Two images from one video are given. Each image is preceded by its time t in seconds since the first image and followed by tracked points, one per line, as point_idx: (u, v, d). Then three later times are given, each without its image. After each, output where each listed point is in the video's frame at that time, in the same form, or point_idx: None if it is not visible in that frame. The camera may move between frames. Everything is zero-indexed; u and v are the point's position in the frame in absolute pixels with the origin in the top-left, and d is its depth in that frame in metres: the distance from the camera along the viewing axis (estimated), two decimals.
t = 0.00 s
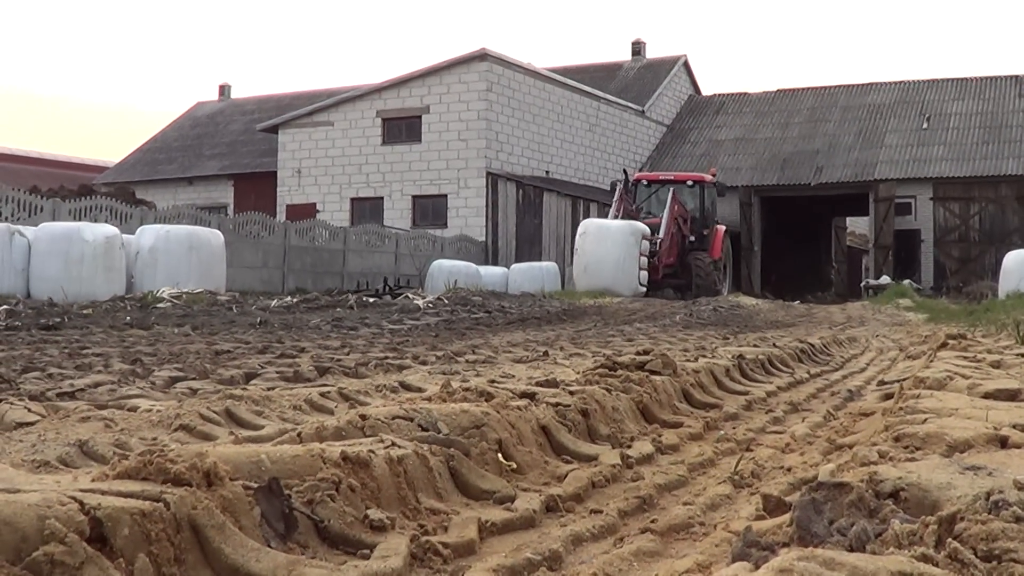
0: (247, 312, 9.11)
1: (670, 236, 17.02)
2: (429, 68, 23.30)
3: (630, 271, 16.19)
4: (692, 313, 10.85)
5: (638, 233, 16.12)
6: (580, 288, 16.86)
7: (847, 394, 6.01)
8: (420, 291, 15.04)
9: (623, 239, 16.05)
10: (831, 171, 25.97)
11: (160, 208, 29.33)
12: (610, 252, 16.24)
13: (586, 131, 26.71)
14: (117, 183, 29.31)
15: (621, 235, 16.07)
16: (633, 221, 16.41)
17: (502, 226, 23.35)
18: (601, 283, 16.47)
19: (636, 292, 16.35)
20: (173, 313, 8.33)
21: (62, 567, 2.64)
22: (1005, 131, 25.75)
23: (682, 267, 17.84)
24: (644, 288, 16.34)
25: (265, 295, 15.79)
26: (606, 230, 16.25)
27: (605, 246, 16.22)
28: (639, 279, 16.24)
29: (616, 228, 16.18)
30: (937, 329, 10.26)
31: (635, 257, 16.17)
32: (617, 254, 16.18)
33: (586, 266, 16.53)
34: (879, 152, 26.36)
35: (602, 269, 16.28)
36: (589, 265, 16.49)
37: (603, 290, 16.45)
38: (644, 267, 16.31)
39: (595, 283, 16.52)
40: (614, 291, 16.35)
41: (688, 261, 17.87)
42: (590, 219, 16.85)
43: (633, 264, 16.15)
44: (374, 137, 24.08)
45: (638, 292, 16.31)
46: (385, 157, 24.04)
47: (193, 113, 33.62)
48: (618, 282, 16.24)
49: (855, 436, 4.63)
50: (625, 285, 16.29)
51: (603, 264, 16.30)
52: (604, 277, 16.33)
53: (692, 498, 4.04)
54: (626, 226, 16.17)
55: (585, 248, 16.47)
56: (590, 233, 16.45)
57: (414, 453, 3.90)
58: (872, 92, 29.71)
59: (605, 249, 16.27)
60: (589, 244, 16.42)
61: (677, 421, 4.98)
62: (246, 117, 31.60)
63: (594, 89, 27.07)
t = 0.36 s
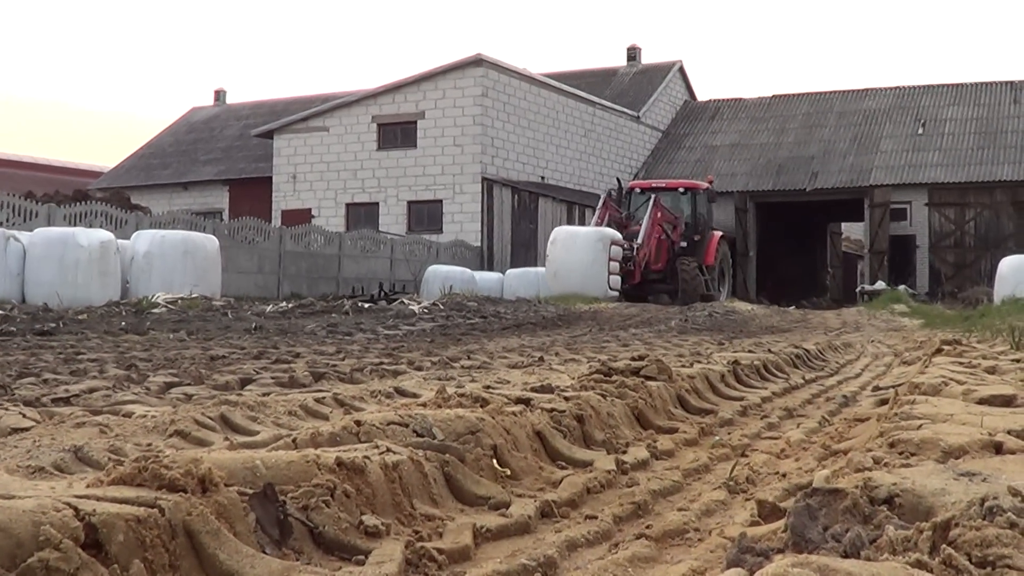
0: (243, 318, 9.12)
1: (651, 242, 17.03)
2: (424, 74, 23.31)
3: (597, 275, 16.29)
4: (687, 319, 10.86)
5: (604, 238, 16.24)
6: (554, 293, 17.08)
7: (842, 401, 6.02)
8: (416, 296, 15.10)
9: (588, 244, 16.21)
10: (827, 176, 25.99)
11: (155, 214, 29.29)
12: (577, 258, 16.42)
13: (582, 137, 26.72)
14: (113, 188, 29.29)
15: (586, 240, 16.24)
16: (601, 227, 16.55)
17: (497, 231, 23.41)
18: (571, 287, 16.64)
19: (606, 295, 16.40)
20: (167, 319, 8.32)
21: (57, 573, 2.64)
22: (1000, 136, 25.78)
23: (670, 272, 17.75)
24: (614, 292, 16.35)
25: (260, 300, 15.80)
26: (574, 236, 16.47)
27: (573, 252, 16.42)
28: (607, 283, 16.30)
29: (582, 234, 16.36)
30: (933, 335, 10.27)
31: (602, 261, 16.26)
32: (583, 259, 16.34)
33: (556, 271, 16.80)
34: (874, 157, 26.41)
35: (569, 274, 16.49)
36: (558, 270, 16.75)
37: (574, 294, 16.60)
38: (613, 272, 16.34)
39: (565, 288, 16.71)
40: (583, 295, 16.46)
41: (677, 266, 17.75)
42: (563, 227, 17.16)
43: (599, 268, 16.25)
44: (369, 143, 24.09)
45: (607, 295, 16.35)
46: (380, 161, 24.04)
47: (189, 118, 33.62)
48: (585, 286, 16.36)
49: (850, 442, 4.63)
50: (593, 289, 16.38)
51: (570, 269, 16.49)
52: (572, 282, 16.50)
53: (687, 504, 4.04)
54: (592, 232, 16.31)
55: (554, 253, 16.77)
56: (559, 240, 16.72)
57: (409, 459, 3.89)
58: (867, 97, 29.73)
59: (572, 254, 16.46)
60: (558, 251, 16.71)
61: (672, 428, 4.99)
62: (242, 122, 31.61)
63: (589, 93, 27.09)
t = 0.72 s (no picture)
0: (242, 319, 9.13)
1: (642, 241, 17.06)
2: (422, 74, 23.34)
3: (581, 272, 16.67)
4: (686, 317, 10.87)
5: (590, 238, 16.63)
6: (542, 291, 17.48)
7: (842, 398, 6.03)
8: (415, 297, 15.16)
9: (573, 243, 16.64)
10: (825, 174, 26.04)
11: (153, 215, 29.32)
12: (562, 256, 16.84)
13: (580, 136, 26.75)
14: (111, 191, 29.35)
15: (570, 240, 16.67)
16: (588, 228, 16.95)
17: (495, 231, 23.40)
18: (557, 285, 17.05)
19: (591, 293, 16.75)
20: (167, 320, 8.31)
21: (59, 571, 2.63)
22: (998, 134, 25.82)
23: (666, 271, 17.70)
24: (599, 290, 16.65)
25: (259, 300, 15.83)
26: (560, 236, 16.91)
27: (559, 252, 16.86)
28: (591, 280, 16.65)
29: (568, 235, 16.80)
30: (932, 333, 10.28)
31: (586, 260, 16.65)
32: (568, 258, 16.75)
33: (544, 270, 17.22)
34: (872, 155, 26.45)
35: (555, 272, 16.92)
36: (546, 269, 17.17)
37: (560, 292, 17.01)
38: (599, 271, 16.65)
39: (552, 286, 17.12)
40: (568, 293, 16.86)
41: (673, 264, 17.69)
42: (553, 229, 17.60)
43: (583, 267, 16.63)
44: (367, 143, 24.11)
45: (592, 293, 16.70)
46: (378, 161, 24.07)
47: (187, 119, 33.65)
48: (570, 283, 16.76)
49: (850, 438, 4.64)
50: (579, 287, 16.75)
51: (556, 267, 16.91)
52: (558, 280, 16.92)
53: (688, 501, 4.03)
54: (578, 232, 16.72)
55: (542, 252, 17.20)
56: (547, 240, 17.17)
57: (410, 457, 3.88)
58: (865, 96, 29.79)
59: (557, 253, 16.90)
60: (546, 250, 17.14)
61: (672, 425, 4.99)
62: (240, 123, 31.64)
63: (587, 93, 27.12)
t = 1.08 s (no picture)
0: (245, 308, 9.13)
1: (640, 233, 17.25)
2: (425, 64, 23.31)
3: (575, 264, 16.47)
4: (689, 309, 10.87)
5: (584, 230, 16.44)
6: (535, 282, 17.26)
7: (844, 390, 6.04)
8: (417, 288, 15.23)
9: (567, 236, 16.42)
10: (828, 167, 26.05)
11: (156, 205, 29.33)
12: (555, 248, 16.62)
13: (583, 128, 26.75)
14: (114, 180, 29.36)
15: (564, 232, 16.44)
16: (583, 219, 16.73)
17: (499, 222, 23.46)
18: (550, 277, 16.83)
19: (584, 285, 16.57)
20: (170, 309, 8.31)
21: (61, 556, 2.62)
22: (1002, 129, 25.82)
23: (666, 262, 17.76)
24: (594, 282, 16.53)
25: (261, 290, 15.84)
26: (554, 227, 16.68)
27: (553, 243, 16.62)
28: (585, 272, 16.49)
29: (562, 226, 16.55)
30: (934, 326, 10.30)
31: (580, 252, 16.46)
32: (562, 249, 16.53)
33: (537, 261, 17.00)
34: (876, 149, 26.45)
35: (548, 263, 16.70)
36: (539, 259, 16.93)
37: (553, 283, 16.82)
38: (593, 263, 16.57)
39: (545, 277, 16.90)
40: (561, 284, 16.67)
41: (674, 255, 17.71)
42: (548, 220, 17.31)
43: (577, 258, 16.43)
44: (370, 133, 24.10)
45: (585, 285, 16.52)
46: (380, 152, 24.07)
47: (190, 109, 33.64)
48: (563, 274, 16.56)
49: (852, 430, 4.64)
50: (572, 279, 16.57)
51: (549, 258, 16.69)
52: (551, 271, 16.70)
53: (690, 491, 4.03)
54: (572, 224, 16.51)
55: (535, 243, 16.97)
56: (541, 231, 16.93)
57: (412, 445, 3.88)
58: (869, 89, 29.78)
59: (551, 244, 16.67)
60: (539, 241, 16.90)
61: (674, 416, 4.99)
62: (243, 113, 31.62)
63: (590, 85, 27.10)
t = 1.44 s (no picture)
0: (248, 302, 9.12)
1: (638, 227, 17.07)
2: (429, 58, 23.26)
3: (566, 255, 16.78)
4: (692, 305, 10.88)
5: (576, 224, 16.81)
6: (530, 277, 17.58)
7: (847, 386, 6.05)
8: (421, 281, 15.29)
9: (558, 229, 16.81)
10: (831, 163, 26.01)
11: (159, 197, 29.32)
12: (547, 241, 16.99)
13: (586, 122, 26.72)
14: (118, 173, 29.32)
15: (556, 226, 16.84)
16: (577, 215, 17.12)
17: (501, 217, 23.38)
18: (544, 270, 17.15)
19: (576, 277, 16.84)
20: (174, 303, 8.30)
21: (66, 550, 2.62)
22: (1005, 124, 25.81)
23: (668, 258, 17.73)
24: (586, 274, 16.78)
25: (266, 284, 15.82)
26: (548, 222, 17.09)
27: (546, 238, 17.02)
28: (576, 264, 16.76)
29: (554, 221, 16.97)
30: (937, 323, 10.30)
31: (572, 244, 16.78)
32: (552, 242, 16.89)
33: (531, 256, 17.37)
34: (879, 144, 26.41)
35: (541, 256, 17.06)
36: (532, 254, 17.30)
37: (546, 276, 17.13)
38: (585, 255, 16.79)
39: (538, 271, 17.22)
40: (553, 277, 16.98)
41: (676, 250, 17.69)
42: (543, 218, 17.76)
43: (568, 250, 16.75)
44: (374, 128, 24.06)
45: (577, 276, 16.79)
46: (384, 145, 24.05)
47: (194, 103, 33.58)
48: (555, 266, 16.87)
49: (856, 427, 4.65)
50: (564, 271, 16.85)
51: (542, 251, 17.05)
52: (544, 263, 17.03)
53: (693, 488, 4.04)
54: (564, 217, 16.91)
55: (530, 238, 17.37)
56: (535, 227, 17.36)
57: (415, 441, 3.89)
58: (873, 84, 29.75)
59: (543, 238, 17.06)
60: (533, 236, 17.31)
61: (677, 412, 5.00)
62: (246, 106, 31.55)
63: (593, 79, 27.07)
